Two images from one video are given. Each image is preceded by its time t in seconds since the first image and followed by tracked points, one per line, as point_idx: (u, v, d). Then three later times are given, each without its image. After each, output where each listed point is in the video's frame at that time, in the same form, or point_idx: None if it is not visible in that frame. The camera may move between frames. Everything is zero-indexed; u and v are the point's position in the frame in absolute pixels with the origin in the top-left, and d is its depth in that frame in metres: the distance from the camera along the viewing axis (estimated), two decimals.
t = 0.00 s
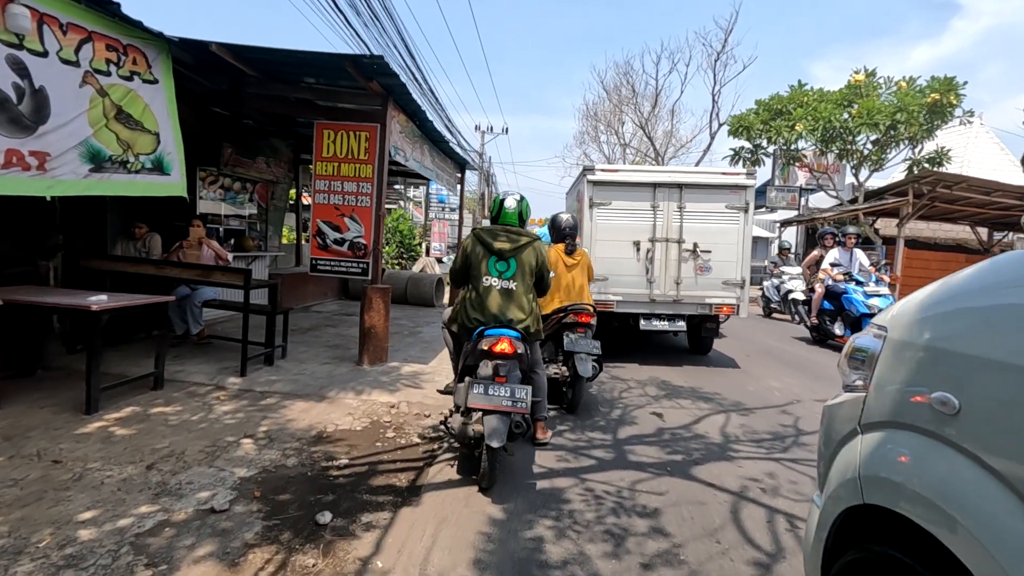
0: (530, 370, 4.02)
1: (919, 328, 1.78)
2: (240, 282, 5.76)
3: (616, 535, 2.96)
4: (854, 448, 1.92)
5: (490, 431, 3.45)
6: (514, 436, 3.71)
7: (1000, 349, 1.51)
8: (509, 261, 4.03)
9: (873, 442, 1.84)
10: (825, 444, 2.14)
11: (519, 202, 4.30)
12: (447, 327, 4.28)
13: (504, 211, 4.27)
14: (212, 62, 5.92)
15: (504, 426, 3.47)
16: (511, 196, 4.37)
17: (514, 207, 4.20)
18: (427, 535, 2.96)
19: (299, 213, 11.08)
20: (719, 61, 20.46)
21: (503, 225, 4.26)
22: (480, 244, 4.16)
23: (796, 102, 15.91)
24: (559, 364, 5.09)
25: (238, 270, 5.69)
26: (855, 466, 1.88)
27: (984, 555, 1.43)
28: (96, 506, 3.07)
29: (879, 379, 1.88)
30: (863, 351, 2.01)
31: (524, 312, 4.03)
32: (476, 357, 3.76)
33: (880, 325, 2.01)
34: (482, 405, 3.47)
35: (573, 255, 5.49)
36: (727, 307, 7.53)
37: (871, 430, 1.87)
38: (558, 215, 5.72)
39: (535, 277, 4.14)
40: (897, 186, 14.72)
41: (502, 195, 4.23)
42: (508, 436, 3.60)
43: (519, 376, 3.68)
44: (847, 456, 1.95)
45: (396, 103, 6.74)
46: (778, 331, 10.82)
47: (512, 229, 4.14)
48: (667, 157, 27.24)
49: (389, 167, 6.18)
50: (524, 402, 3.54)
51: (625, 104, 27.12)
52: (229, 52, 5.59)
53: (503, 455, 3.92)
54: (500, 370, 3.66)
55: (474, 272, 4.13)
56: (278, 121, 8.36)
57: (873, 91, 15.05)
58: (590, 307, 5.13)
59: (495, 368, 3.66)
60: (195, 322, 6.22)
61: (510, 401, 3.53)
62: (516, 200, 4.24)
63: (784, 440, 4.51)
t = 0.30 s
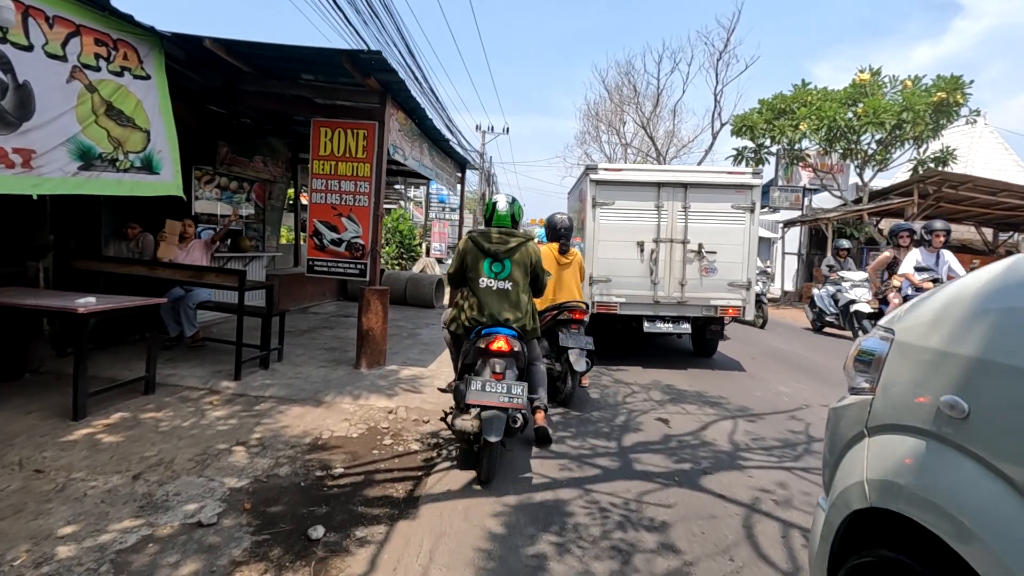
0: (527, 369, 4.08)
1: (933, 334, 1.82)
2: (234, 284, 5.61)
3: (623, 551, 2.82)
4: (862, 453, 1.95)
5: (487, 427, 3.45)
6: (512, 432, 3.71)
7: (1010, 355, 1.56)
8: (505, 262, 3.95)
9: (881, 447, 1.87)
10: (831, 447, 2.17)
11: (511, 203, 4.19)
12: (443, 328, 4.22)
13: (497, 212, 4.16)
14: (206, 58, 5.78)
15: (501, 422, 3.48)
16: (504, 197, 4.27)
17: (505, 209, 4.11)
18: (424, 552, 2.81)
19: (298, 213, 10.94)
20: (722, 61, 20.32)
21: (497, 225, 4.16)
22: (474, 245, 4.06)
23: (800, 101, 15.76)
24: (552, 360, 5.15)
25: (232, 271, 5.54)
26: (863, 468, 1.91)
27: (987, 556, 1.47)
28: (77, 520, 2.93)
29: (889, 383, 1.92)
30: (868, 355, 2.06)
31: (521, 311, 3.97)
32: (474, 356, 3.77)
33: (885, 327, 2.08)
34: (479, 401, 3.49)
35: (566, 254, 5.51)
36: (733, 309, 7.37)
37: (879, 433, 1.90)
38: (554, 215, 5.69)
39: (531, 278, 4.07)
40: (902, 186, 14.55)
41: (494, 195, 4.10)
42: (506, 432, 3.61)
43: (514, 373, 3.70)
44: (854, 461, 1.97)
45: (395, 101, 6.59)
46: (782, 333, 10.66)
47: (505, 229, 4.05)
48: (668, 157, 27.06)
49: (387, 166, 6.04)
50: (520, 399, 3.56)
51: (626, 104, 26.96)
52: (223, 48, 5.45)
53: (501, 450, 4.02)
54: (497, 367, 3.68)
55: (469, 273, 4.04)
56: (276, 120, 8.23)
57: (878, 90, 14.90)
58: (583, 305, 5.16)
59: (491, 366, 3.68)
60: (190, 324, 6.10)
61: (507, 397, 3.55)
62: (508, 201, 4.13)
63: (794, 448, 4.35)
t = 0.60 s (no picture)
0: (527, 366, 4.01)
1: (933, 330, 1.77)
2: (230, 285, 5.49)
3: (629, 565, 2.70)
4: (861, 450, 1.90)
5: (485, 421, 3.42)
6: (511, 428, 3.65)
7: (1016, 351, 1.51)
8: (503, 261, 3.84)
9: (879, 443, 1.82)
10: (831, 445, 2.12)
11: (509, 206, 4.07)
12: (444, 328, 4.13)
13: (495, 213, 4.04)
14: (201, 54, 5.67)
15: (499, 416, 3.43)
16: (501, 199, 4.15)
17: (504, 210, 3.99)
18: (421, 566, 2.69)
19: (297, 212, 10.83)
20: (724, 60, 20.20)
21: (495, 225, 4.04)
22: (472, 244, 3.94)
23: (803, 100, 15.61)
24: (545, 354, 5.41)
25: (227, 271, 5.42)
26: (862, 464, 1.86)
27: (986, 552, 1.41)
28: (60, 532, 2.80)
29: (887, 380, 1.87)
30: (868, 353, 2.02)
31: (521, 308, 3.87)
32: (473, 352, 3.70)
33: (884, 325, 2.02)
34: (478, 397, 3.47)
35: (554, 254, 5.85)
36: (738, 310, 7.25)
37: (878, 430, 1.85)
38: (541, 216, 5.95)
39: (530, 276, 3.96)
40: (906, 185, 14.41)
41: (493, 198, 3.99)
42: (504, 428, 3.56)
43: (513, 369, 3.64)
44: (853, 458, 1.92)
45: (394, 98, 6.47)
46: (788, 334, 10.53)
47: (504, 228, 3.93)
48: (670, 156, 26.93)
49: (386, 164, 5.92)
50: (518, 394, 3.52)
51: (628, 104, 26.86)
52: (218, 44, 5.33)
53: (501, 443, 4.13)
54: (496, 364, 3.62)
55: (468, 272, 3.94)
56: (274, 118, 8.12)
57: (883, 89, 14.77)
58: (572, 301, 5.46)
59: (490, 362, 3.62)
60: (184, 325, 5.98)
61: (505, 392, 3.50)
62: (507, 202, 4.01)
63: (804, 454, 4.23)
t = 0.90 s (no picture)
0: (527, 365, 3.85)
1: (939, 333, 1.69)
2: (221, 286, 5.31)
3: None
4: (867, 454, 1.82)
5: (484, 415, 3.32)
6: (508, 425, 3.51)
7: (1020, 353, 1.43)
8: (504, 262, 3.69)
9: (885, 447, 1.74)
10: (835, 448, 2.05)
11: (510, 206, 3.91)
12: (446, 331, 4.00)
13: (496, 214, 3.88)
14: (192, 48, 5.51)
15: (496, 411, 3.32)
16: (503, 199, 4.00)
17: (506, 211, 3.83)
18: None
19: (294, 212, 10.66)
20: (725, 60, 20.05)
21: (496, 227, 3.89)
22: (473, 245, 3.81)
23: (807, 99, 15.43)
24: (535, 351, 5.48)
25: (218, 272, 5.26)
26: (870, 469, 1.79)
27: (1002, 565, 1.34)
28: (30, 551, 2.63)
29: (892, 384, 1.79)
30: (875, 356, 1.95)
31: (522, 308, 3.70)
32: (471, 351, 3.56)
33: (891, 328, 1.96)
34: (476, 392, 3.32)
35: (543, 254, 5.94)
36: (744, 312, 7.08)
37: (884, 434, 1.78)
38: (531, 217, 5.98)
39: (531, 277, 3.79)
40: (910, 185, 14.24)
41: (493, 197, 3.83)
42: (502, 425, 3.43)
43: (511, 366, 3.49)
44: (859, 461, 1.85)
45: (391, 94, 6.29)
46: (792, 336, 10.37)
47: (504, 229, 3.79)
48: (672, 156, 26.74)
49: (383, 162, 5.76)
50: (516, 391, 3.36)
51: (629, 104, 26.71)
52: (210, 37, 5.17)
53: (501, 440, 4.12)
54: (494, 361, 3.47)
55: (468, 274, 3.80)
56: (270, 115, 7.95)
57: (887, 87, 14.60)
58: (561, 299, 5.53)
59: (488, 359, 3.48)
60: (173, 328, 5.81)
61: (502, 388, 3.35)
62: (507, 202, 3.84)
63: (817, 464, 4.06)
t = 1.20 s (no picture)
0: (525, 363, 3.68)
1: (961, 342, 1.55)
2: (205, 288, 5.06)
3: None
4: (882, 470, 1.68)
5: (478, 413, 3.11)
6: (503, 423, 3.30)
7: None
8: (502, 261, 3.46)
9: (903, 463, 1.61)
10: (845, 462, 1.91)
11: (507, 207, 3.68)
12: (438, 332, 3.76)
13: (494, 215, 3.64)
14: (175, 39, 5.27)
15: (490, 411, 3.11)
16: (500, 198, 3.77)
17: (503, 212, 3.61)
18: None
19: (286, 211, 10.42)
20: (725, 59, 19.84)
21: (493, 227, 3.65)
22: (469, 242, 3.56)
23: (810, 98, 15.19)
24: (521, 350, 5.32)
25: (202, 274, 5.00)
26: (886, 486, 1.64)
27: None
28: None
29: (911, 396, 1.65)
30: (888, 365, 1.80)
31: (521, 309, 3.49)
32: (466, 350, 3.35)
33: (904, 335, 1.82)
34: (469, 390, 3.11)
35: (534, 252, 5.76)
36: (749, 315, 6.86)
37: (902, 449, 1.64)
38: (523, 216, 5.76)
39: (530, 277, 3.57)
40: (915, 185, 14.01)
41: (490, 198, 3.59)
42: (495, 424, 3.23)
43: (507, 363, 3.26)
44: (873, 475, 1.71)
45: (384, 88, 6.05)
46: (797, 339, 10.13)
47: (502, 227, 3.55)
48: (672, 156, 26.49)
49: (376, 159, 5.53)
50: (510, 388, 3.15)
51: (629, 103, 26.46)
52: (193, 27, 4.93)
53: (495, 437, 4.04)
54: (489, 358, 3.26)
55: (464, 273, 3.55)
56: (261, 111, 7.71)
57: (891, 86, 14.37)
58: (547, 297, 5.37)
59: (482, 356, 3.26)
60: (155, 331, 5.57)
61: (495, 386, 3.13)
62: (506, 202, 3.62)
63: (830, 479, 3.83)
